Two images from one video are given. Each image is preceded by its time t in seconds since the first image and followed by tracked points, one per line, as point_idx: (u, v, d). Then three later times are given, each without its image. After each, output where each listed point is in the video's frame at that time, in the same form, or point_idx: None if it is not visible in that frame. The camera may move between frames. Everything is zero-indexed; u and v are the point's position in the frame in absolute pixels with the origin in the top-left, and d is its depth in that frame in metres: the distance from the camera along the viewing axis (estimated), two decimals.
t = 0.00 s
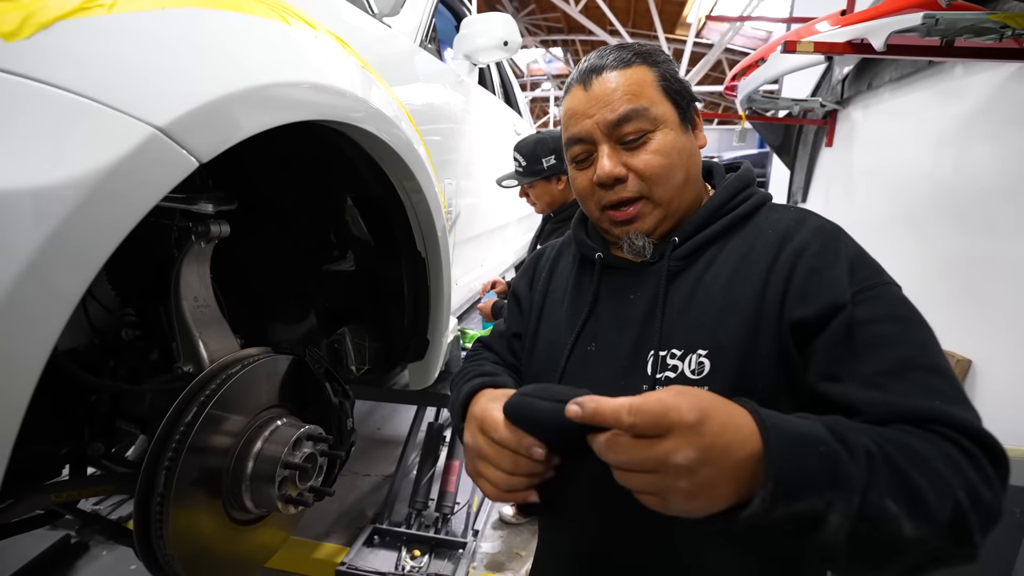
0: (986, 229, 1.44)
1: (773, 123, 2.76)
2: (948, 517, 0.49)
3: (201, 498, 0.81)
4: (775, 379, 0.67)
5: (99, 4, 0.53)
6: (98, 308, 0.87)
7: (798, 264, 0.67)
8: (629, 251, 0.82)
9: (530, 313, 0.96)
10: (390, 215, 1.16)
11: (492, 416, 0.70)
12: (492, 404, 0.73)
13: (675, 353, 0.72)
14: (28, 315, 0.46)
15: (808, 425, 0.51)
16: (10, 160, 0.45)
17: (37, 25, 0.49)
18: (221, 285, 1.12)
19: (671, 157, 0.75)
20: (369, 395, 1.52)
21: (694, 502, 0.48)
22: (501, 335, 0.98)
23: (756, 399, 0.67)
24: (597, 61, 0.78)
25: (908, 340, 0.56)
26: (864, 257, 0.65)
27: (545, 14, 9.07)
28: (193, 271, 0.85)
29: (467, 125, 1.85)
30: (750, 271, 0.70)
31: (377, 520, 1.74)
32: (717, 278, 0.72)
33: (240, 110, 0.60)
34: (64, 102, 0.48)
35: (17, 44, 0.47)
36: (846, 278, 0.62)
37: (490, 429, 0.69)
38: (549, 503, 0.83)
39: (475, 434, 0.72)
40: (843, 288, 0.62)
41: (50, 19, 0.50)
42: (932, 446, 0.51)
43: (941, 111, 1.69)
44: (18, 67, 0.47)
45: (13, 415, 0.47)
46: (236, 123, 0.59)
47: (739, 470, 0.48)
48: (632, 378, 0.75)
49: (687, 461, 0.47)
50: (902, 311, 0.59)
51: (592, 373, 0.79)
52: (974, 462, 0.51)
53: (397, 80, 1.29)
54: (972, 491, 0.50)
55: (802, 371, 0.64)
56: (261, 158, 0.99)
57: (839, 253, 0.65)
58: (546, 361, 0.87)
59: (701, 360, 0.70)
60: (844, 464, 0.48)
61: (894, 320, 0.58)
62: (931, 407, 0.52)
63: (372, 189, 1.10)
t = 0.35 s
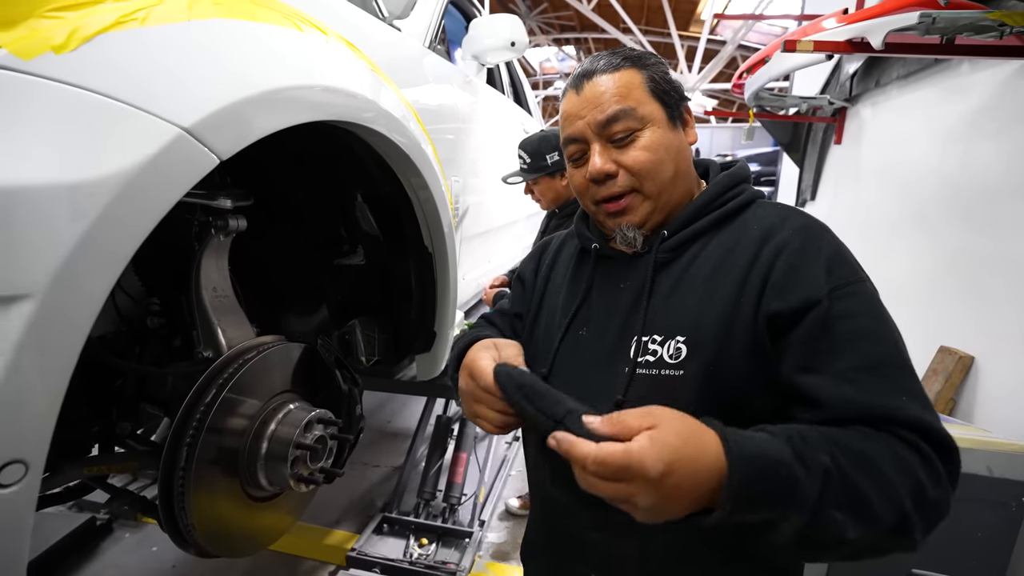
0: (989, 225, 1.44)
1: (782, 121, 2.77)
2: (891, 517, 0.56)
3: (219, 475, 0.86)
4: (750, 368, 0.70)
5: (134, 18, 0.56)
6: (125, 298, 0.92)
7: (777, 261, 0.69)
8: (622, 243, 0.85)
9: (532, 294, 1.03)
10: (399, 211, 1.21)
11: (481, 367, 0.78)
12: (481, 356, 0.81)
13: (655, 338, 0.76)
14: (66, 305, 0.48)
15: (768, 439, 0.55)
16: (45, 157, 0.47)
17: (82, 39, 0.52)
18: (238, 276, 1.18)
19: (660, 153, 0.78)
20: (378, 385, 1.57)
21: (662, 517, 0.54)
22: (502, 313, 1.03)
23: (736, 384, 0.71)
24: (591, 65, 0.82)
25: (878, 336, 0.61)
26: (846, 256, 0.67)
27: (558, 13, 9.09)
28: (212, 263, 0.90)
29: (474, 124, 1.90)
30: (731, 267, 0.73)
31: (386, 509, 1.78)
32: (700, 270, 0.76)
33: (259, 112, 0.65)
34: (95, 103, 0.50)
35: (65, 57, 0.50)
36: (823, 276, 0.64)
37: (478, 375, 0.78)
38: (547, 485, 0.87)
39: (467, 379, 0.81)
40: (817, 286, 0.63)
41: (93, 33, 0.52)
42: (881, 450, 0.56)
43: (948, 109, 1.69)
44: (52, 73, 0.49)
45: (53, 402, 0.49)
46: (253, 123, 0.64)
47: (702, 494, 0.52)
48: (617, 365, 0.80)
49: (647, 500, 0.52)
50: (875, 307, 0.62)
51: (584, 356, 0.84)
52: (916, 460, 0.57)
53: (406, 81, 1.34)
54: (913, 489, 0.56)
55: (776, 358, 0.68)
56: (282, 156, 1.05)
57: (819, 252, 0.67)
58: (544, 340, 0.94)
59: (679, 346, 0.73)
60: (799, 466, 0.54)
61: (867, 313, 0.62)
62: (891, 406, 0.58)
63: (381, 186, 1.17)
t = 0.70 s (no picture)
0: (988, 225, 1.45)
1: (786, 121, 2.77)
2: (862, 477, 0.59)
3: (229, 462, 0.90)
4: (728, 349, 0.73)
5: (151, 26, 0.60)
6: (139, 291, 0.99)
7: (753, 249, 0.73)
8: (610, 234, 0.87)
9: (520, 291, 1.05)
10: (402, 208, 1.25)
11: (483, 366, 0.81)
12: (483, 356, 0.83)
13: (639, 330, 0.79)
14: (88, 291, 0.52)
15: (743, 404, 0.61)
16: (68, 156, 0.50)
17: (104, 46, 0.55)
18: (247, 271, 1.20)
19: (643, 144, 0.82)
20: (383, 379, 1.59)
21: (631, 474, 0.58)
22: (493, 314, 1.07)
23: (716, 369, 0.73)
24: (575, 66, 0.86)
25: (849, 315, 0.65)
26: (816, 242, 0.71)
27: (566, 13, 9.11)
28: (222, 258, 0.94)
29: (479, 125, 1.93)
30: (709, 258, 0.76)
31: (391, 503, 1.81)
32: (680, 263, 0.79)
33: (270, 112, 0.68)
34: (115, 106, 0.54)
35: (89, 63, 0.53)
36: (793, 263, 0.68)
37: (482, 370, 0.80)
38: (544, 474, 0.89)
39: (468, 374, 0.83)
40: (788, 271, 0.68)
41: (114, 40, 0.56)
42: (849, 414, 0.60)
43: (949, 109, 1.70)
44: (74, 76, 0.52)
45: (76, 376, 0.52)
46: (261, 123, 0.67)
47: (663, 450, 0.56)
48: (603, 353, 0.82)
49: (609, 449, 0.56)
50: (844, 289, 0.66)
51: (570, 347, 0.87)
52: (887, 427, 0.61)
53: (411, 83, 1.37)
54: (881, 451, 0.60)
55: (754, 344, 0.71)
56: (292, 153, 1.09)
57: (790, 240, 0.71)
58: (533, 336, 0.97)
59: (662, 336, 0.76)
60: (765, 426, 0.59)
61: (836, 294, 0.66)
62: (865, 376, 0.62)
63: (385, 184, 1.21)
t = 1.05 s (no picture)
0: (985, 225, 1.45)
1: (786, 121, 2.78)
2: (841, 440, 0.63)
3: (229, 459, 0.91)
4: (713, 323, 0.74)
5: (153, 29, 0.61)
6: (140, 288, 0.99)
7: (729, 229, 0.76)
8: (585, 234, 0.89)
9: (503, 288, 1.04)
10: (401, 206, 1.25)
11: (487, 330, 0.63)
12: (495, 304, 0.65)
13: (626, 317, 0.80)
14: (91, 288, 0.53)
15: (719, 393, 0.65)
16: (71, 155, 0.51)
17: (108, 49, 0.56)
18: (248, 270, 1.21)
19: (612, 146, 0.85)
20: (382, 378, 1.61)
21: (645, 473, 0.62)
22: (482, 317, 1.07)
23: (704, 347, 0.74)
24: (545, 79, 0.91)
25: (823, 287, 0.68)
26: (787, 221, 0.75)
27: (568, 14, 9.12)
28: (223, 257, 0.95)
29: (479, 125, 1.94)
30: (688, 243, 0.78)
31: (391, 501, 1.82)
32: (658, 249, 0.81)
33: (270, 112, 0.69)
34: (117, 107, 0.55)
35: (93, 65, 0.54)
36: (772, 241, 0.72)
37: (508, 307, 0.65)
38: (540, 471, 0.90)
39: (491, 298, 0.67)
40: (766, 249, 0.71)
41: (118, 43, 0.57)
42: (823, 386, 0.64)
43: (947, 110, 1.70)
44: (77, 78, 0.53)
45: (79, 372, 0.53)
46: (259, 123, 0.68)
47: (667, 446, 0.61)
48: (591, 345, 0.83)
49: (621, 454, 0.60)
50: (816, 263, 0.70)
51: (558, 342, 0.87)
52: (861, 389, 0.64)
53: (411, 83, 1.39)
54: (856, 413, 0.63)
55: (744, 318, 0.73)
56: (296, 151, 1.11)
57: (763, 218, 0.75)
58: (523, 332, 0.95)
59: (648, 320, 0.77)
60: (740, 409, 0.63)
61: (810, 269, 0.70)
62: (842, 344, 0.65)
63: (383, 182, 1.20)
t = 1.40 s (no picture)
0: (983, 225, 1.46)
1: (785, 121, 2.78)
2: (857, 432, 0.66)
3: (230, 458, 0.91)
4: (731, 316, 0.75)
5: (157, 30, 0.61)
6: (142, 288, 0.99)
7: (742, 229, 0.78)
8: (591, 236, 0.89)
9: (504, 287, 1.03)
10: (403, 210, 1.26)
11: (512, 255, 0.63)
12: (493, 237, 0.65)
13: (642, 313, 0.79)
14: (97, 288, 0.53)
15: (746, 384, 0.67)
16: (74, 156, 0.51)
17: (112, 50, 0.56)
18: (249, 270, 1.21)
19: (618, 149, 0.84)
20: (382, 377, 1.61)
21: (679, 462, 0.65)
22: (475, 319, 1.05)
23: (720, 343, 0.75)
24: (549, 79, 0.89)
25: (833, 287, 0.72)
26: (794, 224, 0.78)
27: (567, 13, 9.11)
28: (225, 257, 0.95)
29: (479, 125, 1.94)
30: (699, 242, 0.80)
31: (391, 500, 1.82)
32: (671, 248, 0.82)
33: (272, 112, 0.70)
34: (120, 107, 0.55)
35: (97, 66, 0.55)
36: (785, 242, 0.75)
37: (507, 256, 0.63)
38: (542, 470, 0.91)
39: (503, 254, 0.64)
40: (782, 250, 0.74)
41: (122, 44, 0.57)
42: (840, 380, 0.67)
43: (946, 110, 1.71)
44: (82, 79, 0.53)
45: (83, 372, 0.54)
46: (262, 123, 0.68)
47: (701, 434, 0.64)
48: (605, 341, 0.82)
49: (663, 442, 0.62)
50: (826, 265, 0.74)
51: (568, 339, 0.85)
52: (873, 384, 0.68)
53: (412, 83, 1.39)
54: (870, 407, 0.67)
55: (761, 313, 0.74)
56: (297, 152, 1.10)
57: (774, 220, 0.78)
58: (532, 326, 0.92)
59: (665, 317, 0.77)
60: (768, 399, 0.65)
61: (819, 270, 0.74)
62: (853, 341, 0.69)
63: (385, 183, 1.21)
